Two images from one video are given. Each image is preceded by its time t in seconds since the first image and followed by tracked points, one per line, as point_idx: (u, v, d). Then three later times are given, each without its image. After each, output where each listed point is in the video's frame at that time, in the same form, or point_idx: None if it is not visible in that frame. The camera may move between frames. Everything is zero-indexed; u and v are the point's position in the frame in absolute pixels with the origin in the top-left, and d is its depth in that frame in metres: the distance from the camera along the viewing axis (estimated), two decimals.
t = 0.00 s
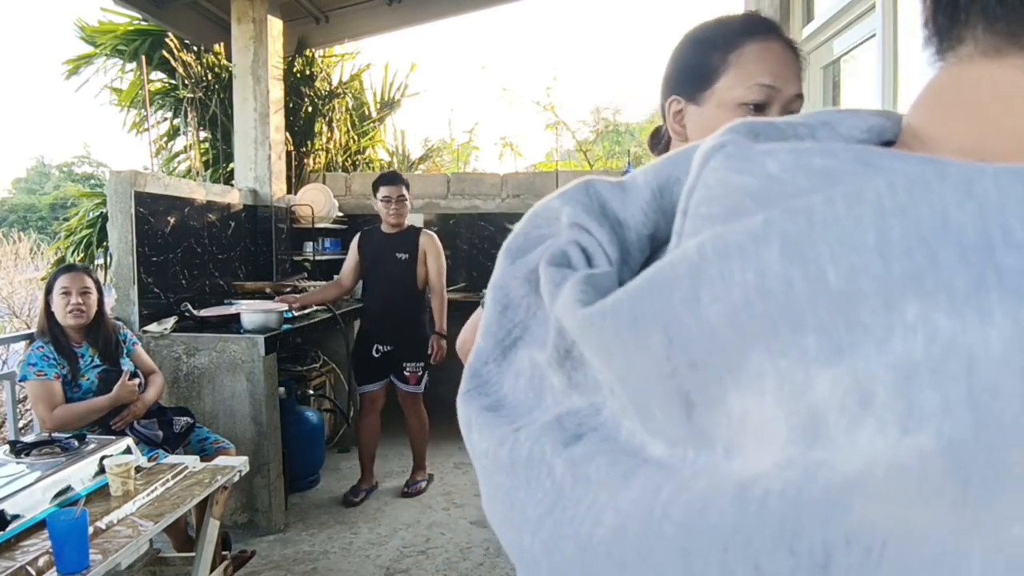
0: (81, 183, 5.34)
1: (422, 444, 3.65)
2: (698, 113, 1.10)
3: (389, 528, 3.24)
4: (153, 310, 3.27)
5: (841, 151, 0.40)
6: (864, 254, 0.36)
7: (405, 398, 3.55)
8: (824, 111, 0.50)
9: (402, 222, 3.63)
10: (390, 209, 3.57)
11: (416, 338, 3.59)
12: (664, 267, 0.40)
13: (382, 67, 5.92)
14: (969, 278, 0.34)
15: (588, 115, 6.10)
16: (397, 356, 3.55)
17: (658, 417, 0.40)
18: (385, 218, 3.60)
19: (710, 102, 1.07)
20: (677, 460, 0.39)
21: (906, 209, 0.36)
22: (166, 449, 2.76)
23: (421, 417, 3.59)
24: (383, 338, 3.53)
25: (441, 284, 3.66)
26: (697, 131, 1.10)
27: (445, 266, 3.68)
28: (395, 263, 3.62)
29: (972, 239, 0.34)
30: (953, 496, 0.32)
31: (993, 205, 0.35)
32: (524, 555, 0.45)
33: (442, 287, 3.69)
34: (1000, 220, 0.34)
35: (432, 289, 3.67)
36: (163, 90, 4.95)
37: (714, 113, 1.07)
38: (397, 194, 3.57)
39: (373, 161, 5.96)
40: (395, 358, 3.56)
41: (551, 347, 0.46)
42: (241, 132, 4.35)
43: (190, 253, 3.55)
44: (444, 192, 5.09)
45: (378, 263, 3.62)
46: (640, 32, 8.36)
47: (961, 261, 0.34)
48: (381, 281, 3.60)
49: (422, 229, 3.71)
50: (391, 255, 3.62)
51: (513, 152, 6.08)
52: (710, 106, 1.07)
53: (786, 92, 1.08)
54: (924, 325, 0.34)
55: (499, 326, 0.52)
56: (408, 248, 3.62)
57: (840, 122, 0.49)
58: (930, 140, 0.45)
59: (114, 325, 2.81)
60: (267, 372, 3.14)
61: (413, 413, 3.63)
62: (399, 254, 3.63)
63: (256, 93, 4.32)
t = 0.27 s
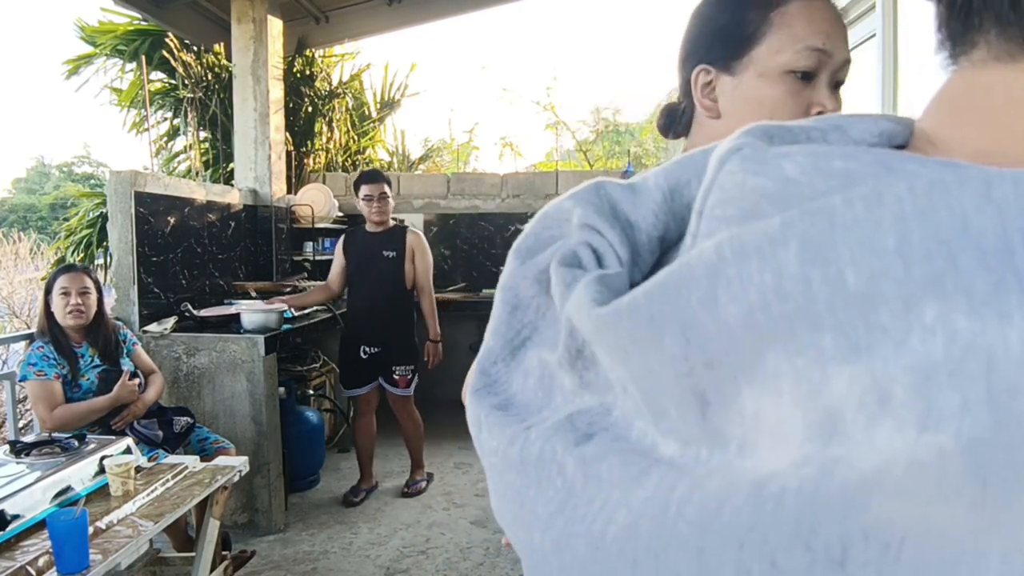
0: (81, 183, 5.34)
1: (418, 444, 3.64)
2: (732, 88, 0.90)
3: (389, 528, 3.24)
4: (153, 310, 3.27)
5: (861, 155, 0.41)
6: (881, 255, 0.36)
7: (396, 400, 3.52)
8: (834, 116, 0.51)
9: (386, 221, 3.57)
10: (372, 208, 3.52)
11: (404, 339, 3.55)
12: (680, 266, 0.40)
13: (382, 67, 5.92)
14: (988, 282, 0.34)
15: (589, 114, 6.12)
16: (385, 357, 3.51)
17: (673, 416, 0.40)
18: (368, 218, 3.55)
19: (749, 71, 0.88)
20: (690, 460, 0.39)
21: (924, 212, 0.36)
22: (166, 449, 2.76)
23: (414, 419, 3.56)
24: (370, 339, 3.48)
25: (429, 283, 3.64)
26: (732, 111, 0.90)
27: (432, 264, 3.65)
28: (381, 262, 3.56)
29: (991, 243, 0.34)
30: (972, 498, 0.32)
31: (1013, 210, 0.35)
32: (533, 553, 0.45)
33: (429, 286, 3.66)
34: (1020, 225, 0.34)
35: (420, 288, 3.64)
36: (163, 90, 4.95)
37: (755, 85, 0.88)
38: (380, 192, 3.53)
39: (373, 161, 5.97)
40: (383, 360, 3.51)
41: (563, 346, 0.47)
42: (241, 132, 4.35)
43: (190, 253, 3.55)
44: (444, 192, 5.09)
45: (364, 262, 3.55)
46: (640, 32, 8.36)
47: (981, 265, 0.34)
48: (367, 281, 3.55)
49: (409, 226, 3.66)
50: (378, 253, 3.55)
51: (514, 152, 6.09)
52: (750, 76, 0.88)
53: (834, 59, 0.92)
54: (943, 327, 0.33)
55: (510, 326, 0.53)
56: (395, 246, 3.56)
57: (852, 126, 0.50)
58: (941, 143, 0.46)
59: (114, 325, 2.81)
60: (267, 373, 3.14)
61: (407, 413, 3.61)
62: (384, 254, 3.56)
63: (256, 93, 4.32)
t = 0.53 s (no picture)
0: (81, 183, 5.36)
1: (416, 445, 3.64)
2: (780, 59, 0.73)
3: (389, 528, 3.25)
4: (153, 310, 3.28)
5: (859, 148, 0.42)
6: (876, 242, 0.37)
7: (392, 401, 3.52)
8: (837, 114, 0.51)
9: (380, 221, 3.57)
10: (366, 209, 3.52)
11: (399, 340, 3.55)
12: (685, 256, 0.42)
13: (382, 67, 5.92)
14: (976, 269, 0.34)
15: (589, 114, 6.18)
16: (379, 358, 3.51)
17: (674, 399, 0.42)
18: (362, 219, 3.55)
19: (801, 39, 0.72)
20: (690, 441, 0.41)
21: (917, 203, 0.37)
22: (166, 449, 2.78)
23: (412, 420, 3.57)
24: (364, 340, 3.49)
25: (423, 283, 3.64)
26: (778, 87, 0.73)
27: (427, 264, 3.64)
28: (374, 262, 3.56)
29: (980, 232, 0.36)
30: (955, 471, 0.33)
31: (1002, 199, 0.36)
32: (541, 532, 0.47)
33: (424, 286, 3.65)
34: (1008, 213, 0.35)
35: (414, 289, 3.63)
36: (163, 90, 4.96)
37: (808, 55, 0.71)
38: (373, 193, 3.51)
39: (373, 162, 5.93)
40: (378, 361, 3.52)
41: (574, 334, 0.48)
42: (241, 132, 4.36)
43: (190, 253, 3.57)
44: (444, 192, 5.10)
45: (358, 263, 3.57)
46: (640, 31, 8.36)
47: (970, 252, 0.35)
48: (361, 282, 3.56)
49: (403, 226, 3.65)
50: (371, 254, 3.56)
51: (513, 152, 6.23)
52: (802, 45, 0.72)
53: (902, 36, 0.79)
54: (932, 310, 0.34)
55: (522, 316, 0.54)
56: (388, 246, 3.56)
57: (859, 124, 0.49)
58: (941, 141, 0.45)
59: (115, 326, 2.83)
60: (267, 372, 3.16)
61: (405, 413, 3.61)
62: (380, 254, 3.56)
63: (256, 93, 4.33)
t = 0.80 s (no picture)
0: (80, 183, 5.36)
1: (416, 446, 3.64)
2: (822, 40, 0.53)
3: (389, 528, 3.26)
4: (153, 310, 3.29)
5: (845, 152, 0.42)
6: (861, 248, 0.37)
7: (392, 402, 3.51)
8: (833, 114, 0.49)
9: (382, 221, 3.58)
10: (368, 209, 3.53)
11: (397, 341, 3.54)
12: (673, 261, 0.42)
13: (382, 67, 5.92)
14: (959, 276, 0.35)
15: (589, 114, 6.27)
16: (377, 360, 3.51)
17: (664, 402, 0.42)
18: (365, 219, 3.56)
19: (848, 13, 0.52)
20: (680, 445, 0.41)
21: (901, 208, 0.37)
22: (165, 449, 2.78)
23: (411, 421, 3.57)
24: (362, 340, 3.50)
25: (423, 284, 3.58)
26: (822, 74, 0.54)
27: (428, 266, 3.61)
28: (375, 262, 3.57)
29: (963, 238, 0.36)
30: (936, 475, 0.33)
31: (985, 205, 0.36)
32: (536, 534, 0.47)
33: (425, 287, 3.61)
34: (991, 219, 0.36)
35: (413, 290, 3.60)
36: (163, 90, 4.97)
37: (858, 40, 0.52)
38: (375, 194, 3.52)
39: (373, 162, 5.93)
40: (376, 362, 3.52)
41: (568, 336, 0.49)
42: (241, 132, 4.37)
43: (190, 253, 3.57)
44: (444, 192, 5.11)
45: (358, 263, 3.58)
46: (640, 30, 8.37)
47: (952, 259, 0.35)
48: (361, 282, 3.57)
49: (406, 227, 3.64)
50: (371, 254, 3.56)
51: (514, 152, 6.24)
52: (848, 25, 0.52)
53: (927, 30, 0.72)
54: (914, 317, 0.35)
55: (519, 318, 0.55)
56: (388, 246, 3.56)
57: (854, 123, 0.48)
58: (937, 144, 0.44)
59: (114, 326, 2.83)
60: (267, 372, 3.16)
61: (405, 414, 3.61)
62: (381, 254, 3.56)
63: (256, 93, 4.34)
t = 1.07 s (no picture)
0: (80, 183, 5.36)
1: (417, 445, 3.65)
2: (857, 32, 0.52)
3: (389, 528, 3.26)
4: (153, 310, 3.29)
5: (855, 157, 0.42)
6: (868, 252, 0.38)
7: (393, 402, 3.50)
8: (847, 120, 0.49)
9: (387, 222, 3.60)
10: (373, 209, 3.54)
11: (399, 341, 3.52)
12: (683, 264, 0.43)
13: (382, 67, 5.93)
14: (966, 282, 0.36)
15: (588, 114, 6.22)
16: (379, 359, 3.49)
17: (673, 404, 0.43)
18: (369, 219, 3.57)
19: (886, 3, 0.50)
20: (689, 446, 0.42)
21: (908, 212, 0.38)
22: (166, 449, 2.79)
23: (412, 420, 3.56)
24: (364, 340, 3.49)
25: (426, 285, 3.57)
26: (855, 68, 0.53)
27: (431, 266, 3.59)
28: (378, 262, 3.58)
29: (970, 244, 0.36)
30: (941, 476, 0.34)
31: (991, 213, 0.37)
32: (544, 531, 0.48)
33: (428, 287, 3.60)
34: (998, 226, 0.36)
35: (416, 290, 3.59)
36: (163, 90, 4.97)
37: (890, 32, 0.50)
38: (380, 194, 3.53)
39: (373, 161, 5.98)
40: (377, 361, 3.50)
41: (578, 338, 0.49)
42: (241, 132, 4.37)
43: (190, 253, 3.58)
44: (444, 192, 5.11)
45: (362, 264, 3.60)
46: (640, 29, 8.37)
47: (958, 265, 0.36)
48: (365, 282, 3.58)
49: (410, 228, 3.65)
50: (374, 254, 3.58)
51: (514, 152, 6.07)
52: (887, 15, 0.50)
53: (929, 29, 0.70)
54: (921, 321, 0.36)
55: (529, 319, 0.55)
56: (391, 246, 3.58)
57: (865, 130, 0.48)
58: (946, 150, 0.44)
59: (114, 325, 2.84)
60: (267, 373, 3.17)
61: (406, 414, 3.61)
62: (384, 254, 3.58)
63: (256, 93, 4.34)
